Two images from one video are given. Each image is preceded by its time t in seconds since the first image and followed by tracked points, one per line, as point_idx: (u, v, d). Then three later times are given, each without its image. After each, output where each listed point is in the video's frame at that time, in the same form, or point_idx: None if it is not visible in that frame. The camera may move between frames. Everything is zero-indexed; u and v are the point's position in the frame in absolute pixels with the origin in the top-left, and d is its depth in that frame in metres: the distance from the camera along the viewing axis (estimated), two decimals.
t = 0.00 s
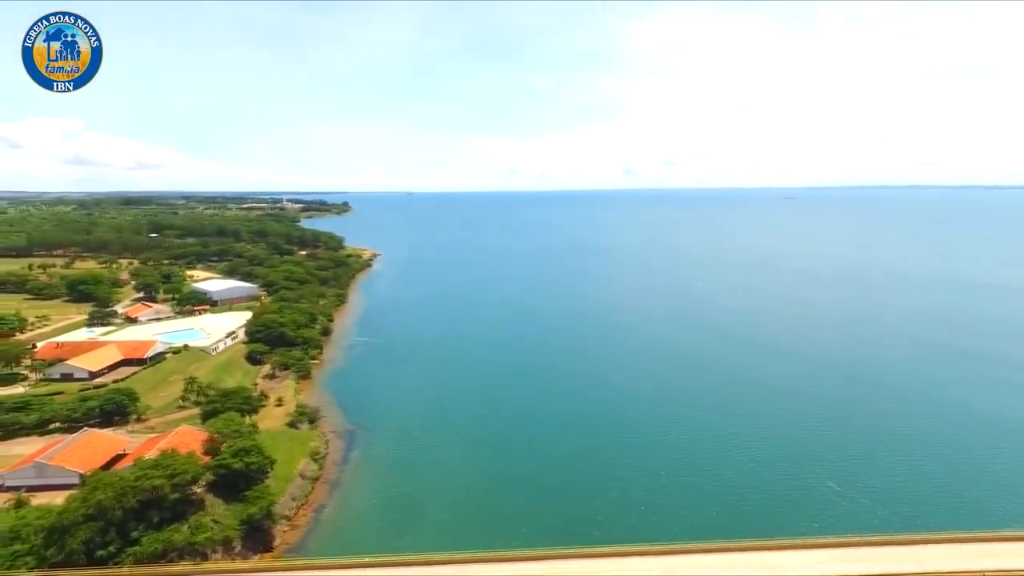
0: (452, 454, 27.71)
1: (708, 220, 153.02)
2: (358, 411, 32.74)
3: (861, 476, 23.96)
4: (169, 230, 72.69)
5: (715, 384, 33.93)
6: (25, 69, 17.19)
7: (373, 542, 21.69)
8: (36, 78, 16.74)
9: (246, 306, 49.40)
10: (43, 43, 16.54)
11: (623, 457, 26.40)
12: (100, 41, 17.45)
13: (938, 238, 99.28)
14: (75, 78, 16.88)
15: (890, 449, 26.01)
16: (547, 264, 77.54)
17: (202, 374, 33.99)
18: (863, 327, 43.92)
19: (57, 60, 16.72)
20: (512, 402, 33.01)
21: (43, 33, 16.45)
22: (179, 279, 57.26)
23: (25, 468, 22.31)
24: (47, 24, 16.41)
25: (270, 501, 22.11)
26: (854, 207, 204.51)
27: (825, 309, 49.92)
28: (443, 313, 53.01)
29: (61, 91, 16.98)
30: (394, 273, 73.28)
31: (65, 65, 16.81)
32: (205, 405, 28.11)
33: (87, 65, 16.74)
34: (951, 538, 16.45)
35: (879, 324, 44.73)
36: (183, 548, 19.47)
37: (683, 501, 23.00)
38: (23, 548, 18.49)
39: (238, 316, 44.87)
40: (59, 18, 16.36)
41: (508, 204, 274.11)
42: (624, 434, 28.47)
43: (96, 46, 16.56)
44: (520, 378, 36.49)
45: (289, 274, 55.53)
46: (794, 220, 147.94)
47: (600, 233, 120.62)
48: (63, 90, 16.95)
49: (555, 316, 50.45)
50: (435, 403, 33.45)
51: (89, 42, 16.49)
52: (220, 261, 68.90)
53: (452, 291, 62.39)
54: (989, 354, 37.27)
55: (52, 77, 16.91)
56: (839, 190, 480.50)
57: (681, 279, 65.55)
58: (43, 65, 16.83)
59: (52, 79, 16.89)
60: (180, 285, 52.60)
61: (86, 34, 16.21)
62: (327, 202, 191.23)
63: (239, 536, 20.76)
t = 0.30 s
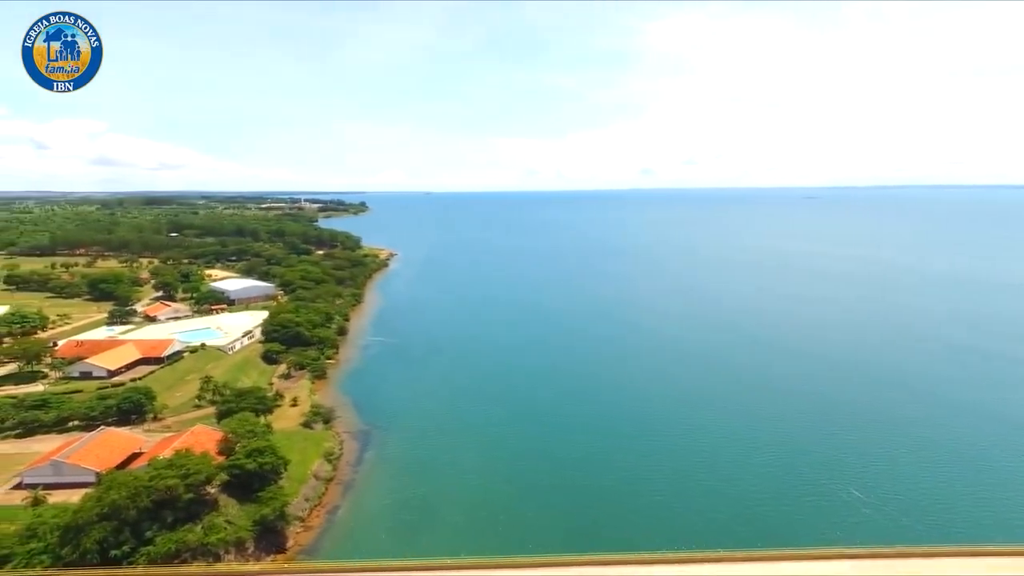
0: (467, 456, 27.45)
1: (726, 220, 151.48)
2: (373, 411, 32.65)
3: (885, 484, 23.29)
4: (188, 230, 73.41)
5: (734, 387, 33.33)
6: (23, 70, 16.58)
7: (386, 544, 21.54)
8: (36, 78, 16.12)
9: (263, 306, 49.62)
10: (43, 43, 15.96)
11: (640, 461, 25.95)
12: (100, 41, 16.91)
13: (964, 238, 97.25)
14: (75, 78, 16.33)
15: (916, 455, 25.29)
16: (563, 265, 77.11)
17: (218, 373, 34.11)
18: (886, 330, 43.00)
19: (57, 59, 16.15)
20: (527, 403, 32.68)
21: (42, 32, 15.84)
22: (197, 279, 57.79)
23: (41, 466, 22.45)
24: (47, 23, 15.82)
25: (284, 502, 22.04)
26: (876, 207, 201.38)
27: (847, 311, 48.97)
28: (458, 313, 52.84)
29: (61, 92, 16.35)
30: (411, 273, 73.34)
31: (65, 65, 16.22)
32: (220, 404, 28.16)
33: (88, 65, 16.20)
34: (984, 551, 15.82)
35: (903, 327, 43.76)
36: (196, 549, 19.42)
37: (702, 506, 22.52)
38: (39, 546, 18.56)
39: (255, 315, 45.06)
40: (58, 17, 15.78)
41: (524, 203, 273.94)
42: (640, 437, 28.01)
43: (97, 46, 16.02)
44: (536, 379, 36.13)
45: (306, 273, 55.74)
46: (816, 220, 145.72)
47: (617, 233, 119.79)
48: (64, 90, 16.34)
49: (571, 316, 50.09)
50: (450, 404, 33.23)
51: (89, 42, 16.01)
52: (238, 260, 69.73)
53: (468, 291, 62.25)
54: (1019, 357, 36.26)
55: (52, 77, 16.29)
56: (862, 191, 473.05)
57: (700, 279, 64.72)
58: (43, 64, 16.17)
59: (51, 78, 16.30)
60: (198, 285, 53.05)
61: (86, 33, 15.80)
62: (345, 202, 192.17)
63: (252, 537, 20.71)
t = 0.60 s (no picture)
0: (480, 457, 27.19)
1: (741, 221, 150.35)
2: (386, 411, 32.54)
3: (908, 490, 22.71)
4: (205, 229, 74.68)
5: (751, 389, 32.81)
6: (24, 71, 16.54)
7: (397, 546, 21.35)
8: (35, 78, 16.04)
9: (278, 305, 49.85)
10: (43, 43, 15.91)
11: (655, 463, 25.55)
12: (99, 41, 16.86)
13: (985, 239, 95.58)
14: (75, 78, 16.28)
15: (939, 461, 24.69)
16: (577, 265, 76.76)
17: (232, 373, 34.22)
18: (907, 333, 42.23)
19: (57, 59, 16.12)
20: (541, 404, 32.39)
21: (42, 32, 15.78)
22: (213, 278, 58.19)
23: (56, 464, 22.58)
24: (47, 23, 15.78)
25: (295, 503, 21.96)
26: (895, 207, 198.86)
27: (866, 313, 48.21)
28: (472, 313, 52.70)
29: (61, 92, 16.24)
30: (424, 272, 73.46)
31: (65, 65, 16.16)
32: (233, 404, 28.20)
33: (88, 65, 16.14)
34: (1011, 563, 15.31)
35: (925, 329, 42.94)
36: (207, 549, 19.34)
37: (718, 510, 22.09)
38: (52, 545, 18.60)
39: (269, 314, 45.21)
40: (59, 17, 15.75)
41: (538, 203, 273.49)
42: (655, 440, 27.59)
43: (96, 46, 15.96)
44: (550, 380, 35.84)
45: (320, 273, 55.91)
46: (832, 220, 144.03)
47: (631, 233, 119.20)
48: (63, 90, 16.24)
49: (585, 317, 49.75)
50: (463, 405, 33.02)
51: (89, 42, 15.96)
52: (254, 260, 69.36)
53: (481, 291, 62.17)
54: None
55: (52, 77, 16.21)
56: (882, 191, 467.41)
57: (715, 280, 64.12)
58: (43, 64, 16.11)
59: (51, 78, 16.22)
60: (214, 284, 53.27)
61: (86, 33, 15.76)
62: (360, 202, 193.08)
63: (263, 538, 20.64)
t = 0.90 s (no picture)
0: (496, 459, 26.87)
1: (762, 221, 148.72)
2: (402, 413, 32.34)
3: (937, 499, 21.99)
4: (226, 230, 76.25)
5: (772, 393, 32.13)
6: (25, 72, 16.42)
7: (411, 549, 21.13)
8: (36, 78, 15.89)
9: (295, 304, 50.05)
10: (43, 43, 15.80)
11: (675, 468, 25.05)
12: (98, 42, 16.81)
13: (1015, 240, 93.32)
14: (75, 78, 16.12)
15: (969, 470, 23.89)
16: (595, 265, 76.13)
17: (250, 372, 34.33)
18: (934, 336, 41.15)
19: (57, 60, 15.98)
20: (558, 406, 31.98)
21: (42, 33, 15.69)
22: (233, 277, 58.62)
23: (75, 462, 22.77)
24: (47, 23, 15.70)
25: (310, 505, 21.80)
26: (919, 207, 195.35)
27: (892, 315, 47.11)
28: (489, 314, 52.43)
29: (61, 91, 16.06)
30: (442, 272, 73.52)
31: (65, 66, 16.03)
32: (250, 403, 28.24)
33: (88, 65, 16.01)
34: None
35: (953, 333, 41.81)
36: (221, 551, 19.26)
37: (739, 518, 21.55)
38: (69, 543, 18.71)
39: (287, 314, 45.36)
40: (59, 17, 15.69)
41: (556, 203, 273.18)
42: (674, 444, 27.05)
43: (96, 46, 15.84)
44: (567, 381, 35.44)
45: (338, 273, 56.05)
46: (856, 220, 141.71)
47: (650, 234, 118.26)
48: (63, 90, 16.06)
49: (603, 318, 49.25)
50: (480, 406, 32.74)
51: (89, 42, 15.89)
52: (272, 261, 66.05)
53: (498, 291, 62.00)
54: None
55: (52, 77, 16.05)
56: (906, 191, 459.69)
57: (736, 281, 63.26)
58: (43, 64, 15.99)
59: (51, 78, 16.06)
60: (233, 283, 52.97)
61: (86, 33, 15.69)
62: (379, 202, 194.17)
63: (277, 539, 20.53)
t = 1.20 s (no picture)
0: (513, 461, 26.56)
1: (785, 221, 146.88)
2: (419, 413, 32.20)
3: (969, 509, 21.25)
4: (248, 229, 76.96)
5: (796, 397, 31.42)
6: (24, 74, 16.16)
7: (426, 551, 20.93)
8: (36, 78, 15.62)
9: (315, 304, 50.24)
10: (43, 43, 15.60)
11: (695, 472, 24.54)
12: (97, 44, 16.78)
13: None
14: (75, 78, 15.88)
15: (1002, 479, 23.06)
16: (615, 266, 75.48)
17: (269, 371, 34.48)
18: (965, 340, 40.03)
19: (57, 60, 15.75)
20: (576, 408, 31.60)
21: (42, 32, 15.55)
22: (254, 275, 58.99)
23: (96, 460, 22.98)
24: (47, 23, 15.61)
25: (326, 506, 21.69)
26: (948, 208, 191.51)
27: (920, 318, 45.94)
28: (507, 314, 52.16)
29: (61, 92, 15.79)
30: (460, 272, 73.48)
31: (65, 65, 15.78)
32: (268, 403, 28.31)
33: (89, 65, 15.79)
34: None
35: (984, 336, 40.65)
36: (237, 550, 19.24)
37: (761, 525, 21.01)
38: (89, 541, 18.83)
39: (306, 313, 45.53)
40: (58, 17, 15.65)
41: (575, 203, 272.67)
42: (695, 448, 26.54)
43: (96, 45, 15.67)
44: (585, 383, 35.04)
45: (357, 272, 56.18)
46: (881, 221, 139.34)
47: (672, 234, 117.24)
48: (64, 90, 15.80)
49: (622, 319, 48.73)
50: (498, 407, 32.46)
51: (89, 42, 15.81)
52: (292, 259, 66.24)
53: (516, 292, 61.71)
54: None
55: (52, 77, 15.80)
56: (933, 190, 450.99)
57: (758, 282, 62.20)
58: (43, 65, 15.74)
59: (51, 78, 15.80)
60: (254, 282, 53.23)
61: (86, 33, 15.65)
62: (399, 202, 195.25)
63: (293, 540, 20.46)
